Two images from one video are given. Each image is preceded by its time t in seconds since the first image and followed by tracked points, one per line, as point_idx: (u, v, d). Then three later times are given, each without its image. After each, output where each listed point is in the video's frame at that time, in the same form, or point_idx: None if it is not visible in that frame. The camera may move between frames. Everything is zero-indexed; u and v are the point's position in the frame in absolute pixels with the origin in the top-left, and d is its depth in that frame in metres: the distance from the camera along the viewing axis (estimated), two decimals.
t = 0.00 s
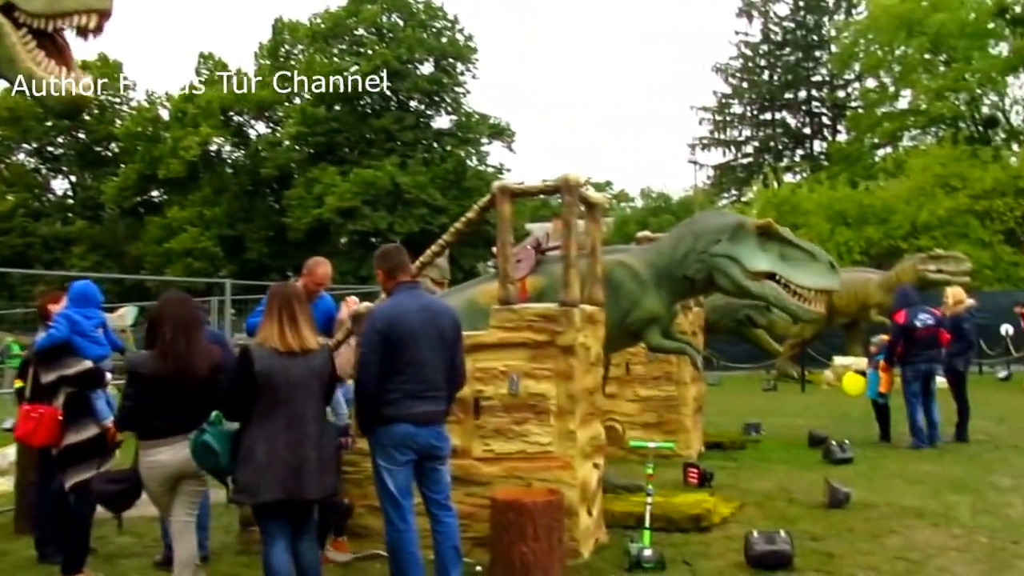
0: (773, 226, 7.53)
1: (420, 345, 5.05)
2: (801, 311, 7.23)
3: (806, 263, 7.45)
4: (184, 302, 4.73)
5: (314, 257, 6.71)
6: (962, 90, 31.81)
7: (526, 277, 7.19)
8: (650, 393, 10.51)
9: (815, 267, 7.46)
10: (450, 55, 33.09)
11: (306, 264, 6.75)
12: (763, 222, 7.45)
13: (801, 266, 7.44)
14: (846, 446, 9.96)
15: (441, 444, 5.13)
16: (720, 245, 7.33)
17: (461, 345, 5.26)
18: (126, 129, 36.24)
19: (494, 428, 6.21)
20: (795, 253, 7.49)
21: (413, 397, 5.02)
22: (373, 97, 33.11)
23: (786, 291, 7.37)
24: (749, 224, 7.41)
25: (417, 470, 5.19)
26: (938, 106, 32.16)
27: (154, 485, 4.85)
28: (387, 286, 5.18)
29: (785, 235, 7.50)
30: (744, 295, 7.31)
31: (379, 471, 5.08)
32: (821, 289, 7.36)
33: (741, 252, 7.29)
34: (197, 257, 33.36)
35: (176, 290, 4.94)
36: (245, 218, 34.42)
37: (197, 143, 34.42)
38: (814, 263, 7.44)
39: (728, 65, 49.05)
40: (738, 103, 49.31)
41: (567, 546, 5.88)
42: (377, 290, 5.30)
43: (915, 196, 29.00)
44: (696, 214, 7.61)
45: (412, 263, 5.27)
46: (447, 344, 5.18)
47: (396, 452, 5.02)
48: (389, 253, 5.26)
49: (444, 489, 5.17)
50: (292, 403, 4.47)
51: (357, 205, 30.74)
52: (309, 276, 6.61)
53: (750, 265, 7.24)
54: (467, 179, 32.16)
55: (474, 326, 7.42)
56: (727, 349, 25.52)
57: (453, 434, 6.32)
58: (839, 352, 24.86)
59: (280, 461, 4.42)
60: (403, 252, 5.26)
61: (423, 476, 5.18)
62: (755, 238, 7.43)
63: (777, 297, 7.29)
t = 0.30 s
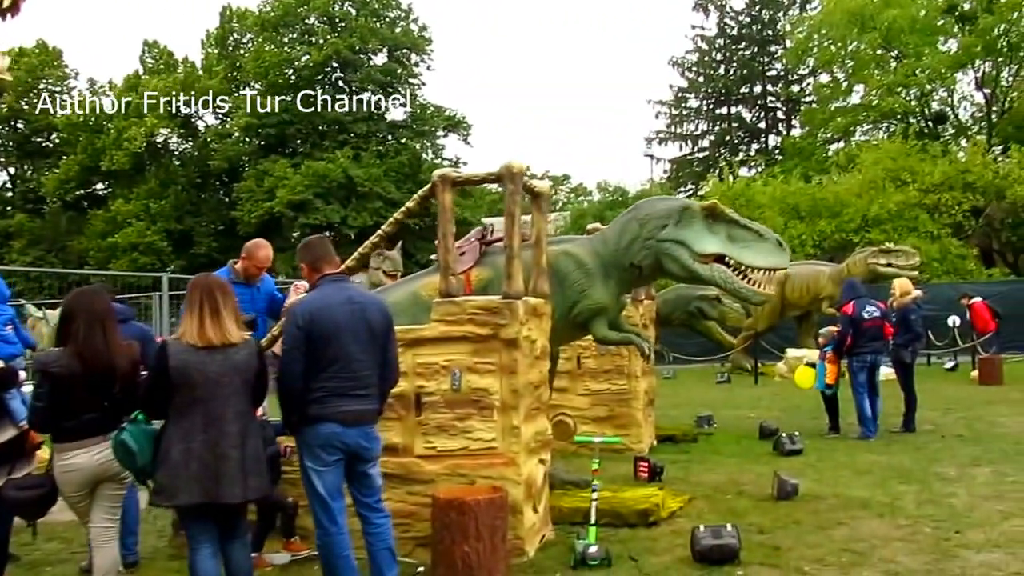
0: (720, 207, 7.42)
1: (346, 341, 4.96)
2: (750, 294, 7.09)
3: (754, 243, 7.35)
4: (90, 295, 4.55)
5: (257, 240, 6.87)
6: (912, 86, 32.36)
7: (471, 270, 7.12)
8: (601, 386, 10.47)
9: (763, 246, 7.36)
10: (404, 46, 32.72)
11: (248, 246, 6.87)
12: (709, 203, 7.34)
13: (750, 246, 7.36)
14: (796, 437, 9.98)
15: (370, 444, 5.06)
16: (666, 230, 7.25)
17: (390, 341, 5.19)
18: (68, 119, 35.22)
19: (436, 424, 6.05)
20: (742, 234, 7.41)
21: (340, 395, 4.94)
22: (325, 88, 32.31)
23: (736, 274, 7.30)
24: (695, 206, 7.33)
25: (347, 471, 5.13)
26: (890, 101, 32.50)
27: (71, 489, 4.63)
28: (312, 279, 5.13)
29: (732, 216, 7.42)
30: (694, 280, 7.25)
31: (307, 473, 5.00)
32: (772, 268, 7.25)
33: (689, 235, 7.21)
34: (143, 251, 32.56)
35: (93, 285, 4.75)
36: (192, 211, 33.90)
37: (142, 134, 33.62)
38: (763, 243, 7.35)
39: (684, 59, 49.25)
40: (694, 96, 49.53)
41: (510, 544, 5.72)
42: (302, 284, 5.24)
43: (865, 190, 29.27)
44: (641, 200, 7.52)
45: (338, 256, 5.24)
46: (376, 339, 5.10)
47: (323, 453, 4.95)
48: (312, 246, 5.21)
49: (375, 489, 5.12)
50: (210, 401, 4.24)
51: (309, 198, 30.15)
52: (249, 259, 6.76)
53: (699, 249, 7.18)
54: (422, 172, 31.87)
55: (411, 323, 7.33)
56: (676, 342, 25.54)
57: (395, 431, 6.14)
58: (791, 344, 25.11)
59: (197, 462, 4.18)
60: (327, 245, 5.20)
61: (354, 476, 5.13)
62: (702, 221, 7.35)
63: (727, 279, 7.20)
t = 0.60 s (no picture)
0: (708, 189, 7.23)
1: (311, 344, 5.11)
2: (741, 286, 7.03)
3: (746, 226, 7.23)
4: (48, 296, 4.39)
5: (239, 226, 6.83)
6: (916, 77, 32.03)
7: (455, 266, 6.90)
8: (595, 383, 10.30)
9: (755, 229, 7.24)
10: (405, 42, 32.56)
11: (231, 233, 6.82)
12: (697, 187, 7.15)
13: (742, 229, 7.23)
14: (794, 434, 9.78)
15: (335, 448, 5.19)
16: (654, 217, 7.05)
17: (355, 345, 5.32)
18: (72, 119, 35.14)
19: (417, 425, 5.88)
20: (732, 216, 7.26)
21: (305, 399, 5.09)
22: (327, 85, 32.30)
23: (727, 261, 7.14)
24: (683, 191, 7.13)
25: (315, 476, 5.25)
26: (894, 92, 32.24)
27: (33, 496, 4.48)
28: (278, 277, 5.29)
29: (722, 199, 7.25)
30: (686, 268, 7.07)
31: (273, 478, 5.13)
32: (764, 250, 7.16)
33: (677, 222, 7.02)
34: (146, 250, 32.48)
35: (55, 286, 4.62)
36: (196, 208, 33.53)
37: (146, 133, 33.47)
38: (754, 226, 7.23)
39: (688, 52, 48.95)
40: (697, 90, 49.19)
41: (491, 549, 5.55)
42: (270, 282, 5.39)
43: (869, 181, 28.95)
44: (627, 188, 7.35)
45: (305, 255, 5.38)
46: (340, 343, 5.24)
47: (287, 458, 5.08)
48: (278, 245, 5.35)
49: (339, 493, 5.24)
50: (158, 406, 4.20)
51: (310, 195, 29.93)
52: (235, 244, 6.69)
53: (689, 235, 6.99)
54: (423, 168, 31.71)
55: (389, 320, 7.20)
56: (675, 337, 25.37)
57: (375, 433, 5.99)
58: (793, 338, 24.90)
59: (143, 469, 4.16)
60: (294, 246, 5.34)
61: (319, 480, 5.25)
62: (690, 206, 7.13)
63: (718, 266, 7.05)
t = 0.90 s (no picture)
0: (701, 173, 7.12)
1: (285, 347, 5.04)
2: (738, 279, 6.87)
3: (742, 208, 7.07)
4: (12, 297, 4.38)
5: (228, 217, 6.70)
6: (928, 68, 31.61)
7: (445, 263, 6.76)
8: (597, 381, 10.07)
9: (754, 211, 7.09)
10: (414, 38, 32.39)
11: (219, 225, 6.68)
12: (690, 171, 7.03)
13: (739, 211, 7.07)
14: (801, 431, 9.56)
15: (310, 453, 5.12)
16: (649, 205, 6.95)
17: (331, 347, 5.28)
18: (82, 119, 35.14)
19: (403, 428, 5.71)
20: (728, 199, 7.11)
21: (280, 402, 5.02)
22: (336, 82, 32.17)
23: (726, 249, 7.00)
24: (677, 176, 7.02)
25: (291, 482, 5.18)
26: (906, 84, 31.84)
27: None
28: (251, 276, 5.21)
29: (716, 181, 7.10)
30: (683, 256, 6.94)
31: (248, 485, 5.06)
32: (764, 231, 6.99)
33: (673, 208, 6.91)
34: (156, 249, 32.40)
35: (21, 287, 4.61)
36: (205, 207, 33.59)
37: (155, 133, 33.32)
38: (751, 207, 7.07)
39: (698, 46, 48.58)
40: (708, 83, 48.81)
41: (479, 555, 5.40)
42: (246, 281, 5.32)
43: (881, 173, 28.58)
44: (620, 177, 7.23)
45: (279, 253, 5.30)
46: (315, 344, 5.16)
47: (261, 465, 5.01)
48: (252, 242, 5.29)
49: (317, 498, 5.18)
50: (118, 413, 4.23)
51: (319, 193, 29.80)
52: (219, 234, 6.56)
53: (687, 221, 6.89)
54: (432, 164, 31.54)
55: (376, 317, 7.03)
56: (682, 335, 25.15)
57: (361, 436, 5.80)
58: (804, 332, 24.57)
59: (103, 479, 4.20)
60: (269, 245, 5.29)
61: (295, 485, 5.19)
62: (685, 191, 7.04)
63: (715, 254, 6.91)
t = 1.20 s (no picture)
0: (686, 158, 6.93)
1: (252, 349, 4.77)
2: (723, 274, 6.61)
3: (729, 191, 6.86)
4: None
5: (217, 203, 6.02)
6: (932, 59, 31.26)
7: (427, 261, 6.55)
8: (590, 379, 9.86)
9: (740, 193, 6.91)
10: (412, 34, 32.18)
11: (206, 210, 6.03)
12: (674, 157, 6.86)
13: (727, 196, 6.87)
14: (798, 429, 9.34)
15: (279, 460, 4.87)
16: (634, 194, 6.76)
17: (302, 346, 4.99)
18: (81, 118, 35.02)
19: (379, 431, 5.50)
20: (715, 183, 6.90)
21: (247, 407, 4.76)
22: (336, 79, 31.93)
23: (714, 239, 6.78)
24: (662, 163, 6.82)
25: (260, 490, 4.95)
26: (909, 76, 31.51)
27: None
28: (215, 274, 4.90)
29: (701, 165, 6.89)
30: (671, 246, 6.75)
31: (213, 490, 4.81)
32: (751, 215, 6.81)
33: (659, 196, 6.71)
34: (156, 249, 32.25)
35: None
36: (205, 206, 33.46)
37: (154, 132, 33.07)
38: (738, 190, 6.87)
39: (700, 39, 48.28)
40: (711, 77, 48.54)
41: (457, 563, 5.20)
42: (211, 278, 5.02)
43: (885, 166, 28.29)
44: (602, 167, 7.04)
45: (246, 248, 4.99)
46: (284, 346, 4.89)
47: (227, 473, 4.78)
48: (215, 238, 4.94)
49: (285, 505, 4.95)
50: (73, 423, 4.05)
51: (318, 190, 29.58)
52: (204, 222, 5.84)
53: (673, 209, 6.70)
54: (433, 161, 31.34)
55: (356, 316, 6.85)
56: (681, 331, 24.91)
57: (336, 440, 5.60)
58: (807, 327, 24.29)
59: (58, 493, 4.02)
60: (235, 240, 4.94)
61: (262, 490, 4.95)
62: (671, 177, 6.84)
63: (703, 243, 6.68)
